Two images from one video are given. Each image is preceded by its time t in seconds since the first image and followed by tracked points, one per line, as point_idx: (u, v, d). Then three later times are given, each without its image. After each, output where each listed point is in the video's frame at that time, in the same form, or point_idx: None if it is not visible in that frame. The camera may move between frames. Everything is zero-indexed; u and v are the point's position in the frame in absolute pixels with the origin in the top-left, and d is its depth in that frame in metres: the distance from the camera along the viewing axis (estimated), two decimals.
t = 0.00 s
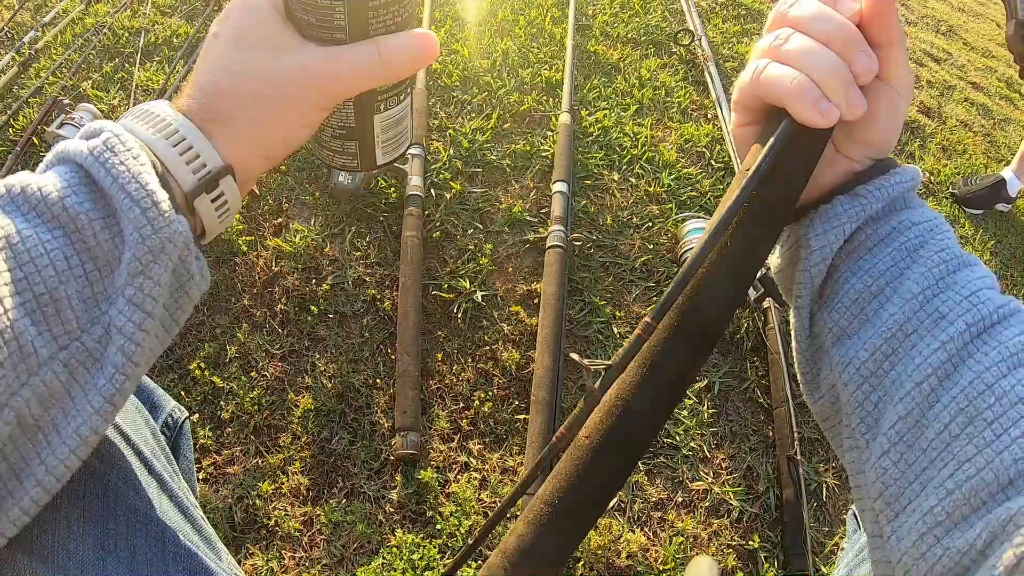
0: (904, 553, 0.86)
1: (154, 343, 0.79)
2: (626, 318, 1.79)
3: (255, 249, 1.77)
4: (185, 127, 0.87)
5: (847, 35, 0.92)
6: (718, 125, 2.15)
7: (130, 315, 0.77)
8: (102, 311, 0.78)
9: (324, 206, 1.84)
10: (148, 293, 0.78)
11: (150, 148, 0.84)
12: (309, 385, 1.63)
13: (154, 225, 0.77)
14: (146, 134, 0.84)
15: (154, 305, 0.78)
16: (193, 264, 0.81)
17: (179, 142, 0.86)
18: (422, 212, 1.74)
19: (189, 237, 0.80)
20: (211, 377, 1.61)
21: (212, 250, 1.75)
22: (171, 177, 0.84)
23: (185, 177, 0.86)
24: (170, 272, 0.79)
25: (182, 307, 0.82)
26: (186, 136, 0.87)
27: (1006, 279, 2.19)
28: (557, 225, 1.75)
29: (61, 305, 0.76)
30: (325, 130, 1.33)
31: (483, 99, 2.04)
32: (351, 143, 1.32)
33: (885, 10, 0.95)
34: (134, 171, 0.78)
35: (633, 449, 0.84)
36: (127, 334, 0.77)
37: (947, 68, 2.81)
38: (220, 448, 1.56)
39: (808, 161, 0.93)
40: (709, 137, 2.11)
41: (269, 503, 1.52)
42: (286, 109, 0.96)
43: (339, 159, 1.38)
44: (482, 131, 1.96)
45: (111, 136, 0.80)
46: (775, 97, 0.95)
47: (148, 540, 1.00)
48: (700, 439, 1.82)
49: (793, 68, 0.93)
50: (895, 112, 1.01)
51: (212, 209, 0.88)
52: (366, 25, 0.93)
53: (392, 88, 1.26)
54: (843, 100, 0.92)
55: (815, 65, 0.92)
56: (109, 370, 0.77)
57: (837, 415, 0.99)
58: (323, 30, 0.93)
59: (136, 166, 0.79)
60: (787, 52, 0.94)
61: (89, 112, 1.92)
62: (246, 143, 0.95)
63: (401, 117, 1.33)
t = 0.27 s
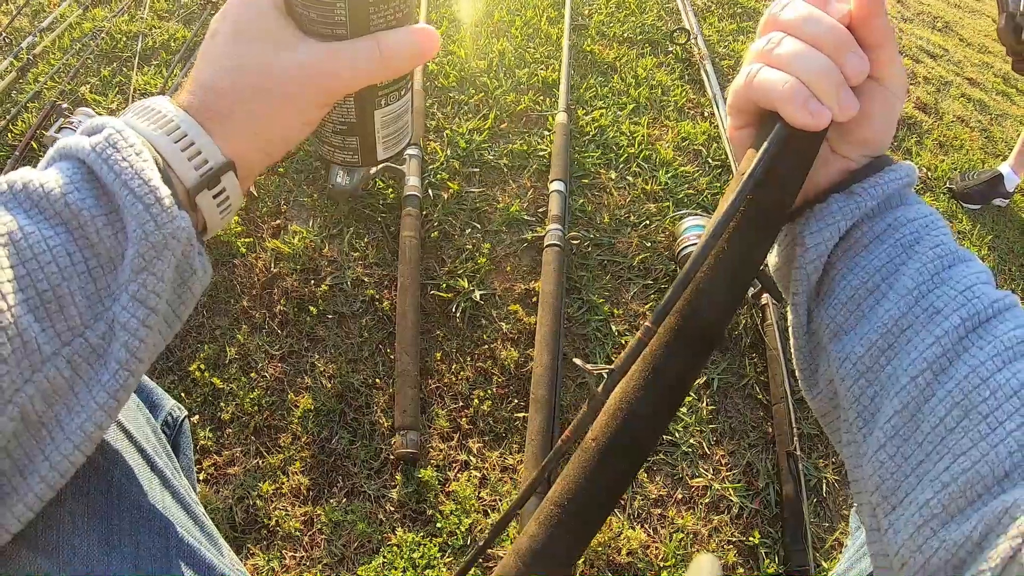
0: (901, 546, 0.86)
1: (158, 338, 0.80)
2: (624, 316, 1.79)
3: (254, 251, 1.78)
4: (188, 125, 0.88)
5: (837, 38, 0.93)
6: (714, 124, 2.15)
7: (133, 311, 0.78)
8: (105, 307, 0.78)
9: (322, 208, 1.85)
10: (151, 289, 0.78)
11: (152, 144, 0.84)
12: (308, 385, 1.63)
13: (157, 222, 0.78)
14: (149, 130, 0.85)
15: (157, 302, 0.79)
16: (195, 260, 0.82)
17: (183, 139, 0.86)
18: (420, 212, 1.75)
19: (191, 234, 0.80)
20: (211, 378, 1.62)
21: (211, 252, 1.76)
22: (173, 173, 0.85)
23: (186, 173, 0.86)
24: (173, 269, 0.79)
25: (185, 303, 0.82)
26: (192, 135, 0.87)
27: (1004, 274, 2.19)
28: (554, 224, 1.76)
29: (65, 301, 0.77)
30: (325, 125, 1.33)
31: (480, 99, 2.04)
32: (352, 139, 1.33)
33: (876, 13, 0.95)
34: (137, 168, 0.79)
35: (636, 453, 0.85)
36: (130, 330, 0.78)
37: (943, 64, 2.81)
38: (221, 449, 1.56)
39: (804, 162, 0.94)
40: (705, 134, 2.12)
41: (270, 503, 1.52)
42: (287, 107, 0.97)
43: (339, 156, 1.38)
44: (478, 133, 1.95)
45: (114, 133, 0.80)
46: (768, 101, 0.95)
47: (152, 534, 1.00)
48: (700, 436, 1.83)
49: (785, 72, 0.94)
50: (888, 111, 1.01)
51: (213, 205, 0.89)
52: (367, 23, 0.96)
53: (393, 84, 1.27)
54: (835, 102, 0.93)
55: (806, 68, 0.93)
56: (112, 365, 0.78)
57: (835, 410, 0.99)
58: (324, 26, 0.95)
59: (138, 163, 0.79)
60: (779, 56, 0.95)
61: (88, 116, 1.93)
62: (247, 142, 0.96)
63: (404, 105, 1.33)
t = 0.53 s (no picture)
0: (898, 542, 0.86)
1: (159, 337, 0.80)
2: (622, 315, 1.79)
3: (252, 253, 1.77)
4: (186, 124, 0.87)
5: (825, 41, 0.92)
6: (712, 123, 2.15)
7: (133, 310, 0.77)
8: (105, 306, 0.78)
9: (319, 210, 1.84)
10: (151, 287, 0.78)
11: (152, 144, 0.84)
12: (306, 387, 1.63)
13: (157, 222, 0.78)
14: (148, 131, 0.84)
15: (156, 301, 0.78)
16: (195, 260, 0.81)
17: (182, 139, 0.86)
18: (417, 213, 1.74)
19: (191, 233, 0.80)
20: (210, 381, 1.62)
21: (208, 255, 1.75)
22: (172, 172, 0.84)
23: (185, 173, 0.86)
24: (172, 268, 0.79)
25: (185, 302, 0.82)
26: (191, 135, 0.87)
27: (1003, 271, 2.19)
28: (552, 224, 1.75)
29: (64, 300, 0.76)
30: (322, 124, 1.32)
31: (477, 99, 2.03)
32: (350, 139, 1.33)
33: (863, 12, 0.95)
34: (136, 167, 0.79)
35: (638, 460, 0.85)
36: (129, 329, 0.77)
37: (941, 60, 2.81)
38: (219, 452, 1.56)
39: (798, 161, 0.92)
40: (703, 133, 2.12)
41: (268, 506, 1.52)
42: (288, 106, 0.96)
43: (337, 156, 1.38)
44: (475, 133, 1.93)
45: (113, 133, 0.80)
46: (758, 105, 0.94)
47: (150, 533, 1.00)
48: (699, 435, 1.82)
49: (772, 75, 0.93)
50: (879, 109, 1.01)
51: (212, 204, 0.89)
52: (365, 24, 0.99)
53: (391, 85, 1.27)
54: (824, 104, 0.92)
55: (795, 71, 0.91)
56: (112, 364, 0.78)
57: (833, 408, 0.98)
58: (322, 26, 0.97)
59: (137, 162, 0.79)
60: (767, 60, 0.94)
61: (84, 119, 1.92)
62: (245, 138, 0.94)
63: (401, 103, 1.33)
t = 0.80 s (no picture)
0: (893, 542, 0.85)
1: (154, 334, 0.79)
2: (622, 312, 1.78)
3: (249, 249, 1.76)
4: (182, 120, 0.85)
5: (808, 48, 0.90)
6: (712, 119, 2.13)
7: (128, 307, 0.76)
8: (99, 303, 0.77)
9: (317, 205, 1.82)
10: (146, 284, 0.77)
11: (148, 139, 0.82)
12: (303, 384, 1.62)
13: (151, 218, 0.76)
14: (145, 127, 0.83)
15: (151, 298, 0.77)
16: (191, 256, 0.80)
17: (177, 134, 0.84)
18: (415, 209, 1.73)
19: (187, 229, 0.78)
20: (206, 378, 1.60)
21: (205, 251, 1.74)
22: (167, 167, 0.83)
23: (181, 168, 0.84)
24: (168, 264, 0.78)
25: (180, 300, 0.81)
26: (188, 130, 0.85)
27: (1002, 269, 2.18)
28: (551, 220, 1.74)
29: (59, 297, 0.75)
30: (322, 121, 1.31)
31: (475, 95, 2.01)
32: (348, 134, 1.31)
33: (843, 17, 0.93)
34: (132, 162, 0.77)
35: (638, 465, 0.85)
36: (123, 326, 0.76)
37: (942, 57, 2.80)
38: (216, 449, 1.55)
39: (787, 169, 0.90)
40: (702, 129, 2.10)
41: (265, 504, 1.51)
42: (287, 101, 0.95)
43: (335, 152, 1.37)
44: (474, 128, 1.90)
45: (109, 127, 0.78)
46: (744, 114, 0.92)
47: (145, 532, 0.98)
48: (698, 433, 1.82)
49: (757, 84, 0.91)
50: (867, 110, 1.00)
51: (208, 202, 0.87)
52: (364, 19, 0.99)
53: (388, 79, 1.26)
54: (810, 112, 0.89)
55: (780, 79, 0.89)
56: (106, 361, 0.76)
57: (829, 410, 0.97)
58: (322, 21, 0.97)
59: (133, 157, 0.77)
60: (752, 69, 0.92)
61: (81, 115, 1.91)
62: (246, 132, 0.93)
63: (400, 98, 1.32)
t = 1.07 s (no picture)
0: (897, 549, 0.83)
1: (167, 324, 0.77)
2: (636, 307, 1.76)
3: (262, 237, 1.74)
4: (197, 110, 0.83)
5: (809, 64, 0.86)
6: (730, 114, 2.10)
7: (141, 297, 0.74)
8: (113, 293, 0.75)
9: (330, 193, 1.80)
10: (160, 274, 0.75)
11: (163, 130, 0.80)
12: (314, 373, 1.60)
13: (166, 209, 0.75)
14: (161, 118, 0.81)
15: (164, 288, 0.75)
16: (205, 247, 0.78)
17: (191, 125, 0.82)
18: (430, 199, 1.71)
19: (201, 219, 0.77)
20: (217, 365, 1.59)
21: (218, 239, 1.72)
22: (182, 158, 0.81)
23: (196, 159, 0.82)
24: (183, 255, 0.76)
25: (193, 291, 0.79)
26: (201, 121, 0.83)
27: (1021, 272, 2.15)
28: (566, 213, 1.71)
29: (72, 286, 0.73)
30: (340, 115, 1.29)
31: (492, 85, 1.98)
32: (364, 126, 1.30)
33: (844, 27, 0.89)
34: (146, 153, 0.75)
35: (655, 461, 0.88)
36: (136, 316, 0.74)
37: (963, 56, 2.75)
38: (226, 436, 1.55)
39: (792, 186, 0.87)
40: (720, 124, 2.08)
41: (274, 492, 1.51)
42: (301, 94, 0.94)
43: (351, 144, 1.35)
44: (490, 118, 1.87)
45: (123, 119, 0.77)
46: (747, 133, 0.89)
47: (154, 521, 0.98)
48: (709, 431, 1.80)
49: (760, 103, 0.87)
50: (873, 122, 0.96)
51: (224, 194, 0.85)
52: (379, 11, 0.95)
53: (404, 72, 1.23)
54: (812, 126, 0.85)
55: (780, 95, 0.86)
56: (120, 351, 0.74)
57: (838, 417, 0.94)
58: (337, 12, 0.94)
59: (147, 148, 0.76)
60: (755, 86, 0.88)
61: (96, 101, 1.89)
62: (260, 127, 0.91)
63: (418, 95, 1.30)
